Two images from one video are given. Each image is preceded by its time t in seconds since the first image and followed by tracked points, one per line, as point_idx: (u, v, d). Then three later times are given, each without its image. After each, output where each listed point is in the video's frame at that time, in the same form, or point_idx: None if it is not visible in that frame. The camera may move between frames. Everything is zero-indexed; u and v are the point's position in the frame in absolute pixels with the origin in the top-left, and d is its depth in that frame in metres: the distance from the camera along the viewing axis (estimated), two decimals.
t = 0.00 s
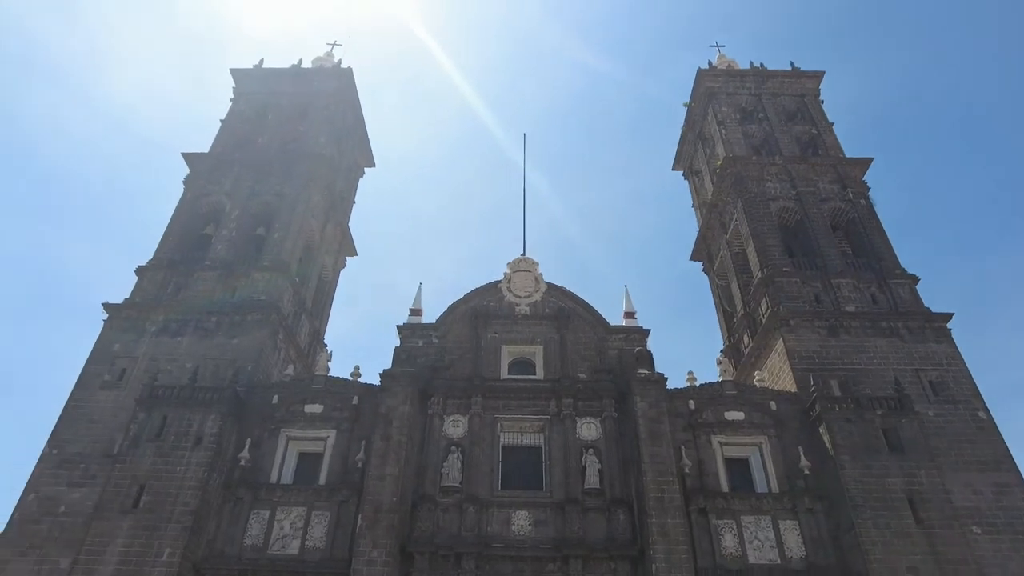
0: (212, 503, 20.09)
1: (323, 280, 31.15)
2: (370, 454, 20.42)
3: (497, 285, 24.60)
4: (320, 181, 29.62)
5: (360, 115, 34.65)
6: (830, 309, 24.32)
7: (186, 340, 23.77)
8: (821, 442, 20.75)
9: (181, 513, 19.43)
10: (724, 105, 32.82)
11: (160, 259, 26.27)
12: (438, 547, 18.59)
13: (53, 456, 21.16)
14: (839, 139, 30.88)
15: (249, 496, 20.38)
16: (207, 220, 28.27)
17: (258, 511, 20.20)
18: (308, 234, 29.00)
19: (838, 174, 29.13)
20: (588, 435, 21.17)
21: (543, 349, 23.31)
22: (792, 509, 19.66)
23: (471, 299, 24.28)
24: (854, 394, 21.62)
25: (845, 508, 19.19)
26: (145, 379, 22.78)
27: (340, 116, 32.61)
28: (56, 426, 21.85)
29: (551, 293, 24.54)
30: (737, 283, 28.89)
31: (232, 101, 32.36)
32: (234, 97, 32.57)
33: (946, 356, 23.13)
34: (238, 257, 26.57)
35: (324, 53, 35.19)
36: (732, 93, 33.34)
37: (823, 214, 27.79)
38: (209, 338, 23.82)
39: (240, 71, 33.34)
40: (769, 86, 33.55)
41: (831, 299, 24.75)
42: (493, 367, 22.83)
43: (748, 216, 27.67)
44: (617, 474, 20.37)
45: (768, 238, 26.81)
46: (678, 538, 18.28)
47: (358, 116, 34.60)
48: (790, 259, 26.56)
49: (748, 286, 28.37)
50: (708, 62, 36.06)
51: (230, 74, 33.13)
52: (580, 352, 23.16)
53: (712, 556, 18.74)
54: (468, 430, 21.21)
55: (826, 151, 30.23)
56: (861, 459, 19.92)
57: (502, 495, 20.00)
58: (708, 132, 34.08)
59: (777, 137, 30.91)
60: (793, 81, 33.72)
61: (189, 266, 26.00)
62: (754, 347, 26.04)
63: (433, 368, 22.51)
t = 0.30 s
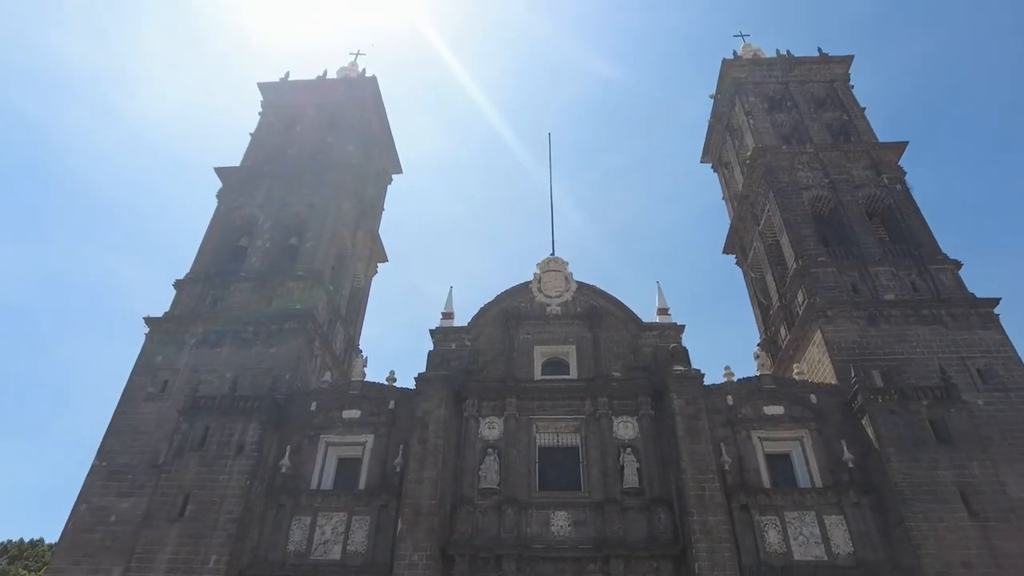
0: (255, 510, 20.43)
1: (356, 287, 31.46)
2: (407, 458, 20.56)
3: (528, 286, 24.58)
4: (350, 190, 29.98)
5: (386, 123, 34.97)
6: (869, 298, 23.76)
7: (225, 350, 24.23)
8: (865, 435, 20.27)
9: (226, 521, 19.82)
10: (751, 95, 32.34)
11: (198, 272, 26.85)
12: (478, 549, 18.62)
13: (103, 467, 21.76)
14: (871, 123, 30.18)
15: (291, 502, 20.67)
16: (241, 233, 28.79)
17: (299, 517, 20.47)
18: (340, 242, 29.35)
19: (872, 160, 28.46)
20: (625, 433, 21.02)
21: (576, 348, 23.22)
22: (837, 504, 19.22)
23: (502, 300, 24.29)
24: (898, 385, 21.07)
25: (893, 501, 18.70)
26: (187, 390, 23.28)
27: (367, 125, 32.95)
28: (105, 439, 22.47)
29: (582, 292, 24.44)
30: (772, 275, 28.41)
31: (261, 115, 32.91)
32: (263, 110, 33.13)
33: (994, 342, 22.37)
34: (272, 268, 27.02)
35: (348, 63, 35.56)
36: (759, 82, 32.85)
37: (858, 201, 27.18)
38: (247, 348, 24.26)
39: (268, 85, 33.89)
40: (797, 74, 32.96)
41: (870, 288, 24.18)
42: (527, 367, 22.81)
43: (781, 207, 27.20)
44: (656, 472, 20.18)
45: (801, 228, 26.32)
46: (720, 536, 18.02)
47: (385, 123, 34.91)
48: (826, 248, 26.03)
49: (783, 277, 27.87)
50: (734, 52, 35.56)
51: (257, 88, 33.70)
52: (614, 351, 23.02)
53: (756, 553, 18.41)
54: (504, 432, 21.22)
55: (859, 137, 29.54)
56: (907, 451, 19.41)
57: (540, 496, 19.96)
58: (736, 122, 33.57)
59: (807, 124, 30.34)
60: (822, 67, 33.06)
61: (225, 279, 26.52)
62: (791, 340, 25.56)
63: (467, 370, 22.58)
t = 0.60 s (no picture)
0: (296, 516, 20.69)
1: (386, 292, 31.68)
2: (443, 460, 20.63)
3: (556, 285, 24.49)
4: (377, 197, 30.25)
5: (410, 129, 35.20)
6: (907, 284, 23.17)
7: (260, 359, 24.60)
8: (909, 425, 19.76)
9: (268, 527, 20.12)
10: (776, 82, 31.81)
11: (232, 283, 27.31)
12: (517, 549, 18.59)
13: (147, 477, 22.26)
14: (903, 105, 29.45)
15: (330, 507, 20.88)
16: (272, 242, 29.20)
17: (339, 521, 20.66)
18: (369, 248, 29.60)
19: (905, 143, 27.76)
20: (661, 430, 20.82)
21: (607, 346, 23.07)
22: (882, 496, 18.77)
23: (531, 300, 24.23)
24: (942, 372, 20.50)
25: (941, 492, 18.19)
26: (226, 399, 23.69)
27: (391, 131, 33.21)
28: (148, 449, 22.98)
29: (612, 289, 24.28)
30: (806, 265, 27.87)
31: (287, 126, 33.33)
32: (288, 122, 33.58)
33: None
34: (304, 276, 27.37)
35: (370, 71, 35.86)
36: (784, 69, 32.30)
37: (892, 185, 26.53)
38: (282, 356, 24.60)
39: (292, 96, 34.32)
40: (823, 58, 32.32)
41: (908, 274, 23.58)
42: (559, 367, 22.72)
43: (812, 194, 26.68)
44: (693, 469, 19.95)
45: (834, 215, 25.78)
46: (762, 532, 17.73)
47: (409, 129, 35.14)
48: (860, 235, 25.45)
49: (817, 266, 27.33)
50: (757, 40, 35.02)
51: (282, 100, 34.15)
52: (646, 347, 22.84)
53: (800, 548, 18.05)
54: (538, 432, 21.16)
55: (891, 119, 28.83)
56: (954, 440, 18.87)
57: (577, 495, 19.86)
58: (762, 111, 33.04)
59: (836, 110, 29.72)
60: (849, 51, 32.37)
61: (259, 288, 26.93)
62: (828, 330, 25.05)
63: (499, 371, 22.58)
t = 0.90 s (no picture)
0: (333, 520, 20.86)
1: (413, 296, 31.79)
2: (476, 461, 20.63)
3: (583, 283, 24.34)
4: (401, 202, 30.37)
5: (432, 133, 35.31)
6: (944, 269, 22.56)
7: (293, 367, 24.87)
8: (951, 414, 19.23)
9: (305, 532, 20.32)
10: (800, 69, 31.24)
11: (262, 293, 27.66)
12: (553, 549, 18.50)
13: (187, 485, 22.65)
14: (933, 86, 28.68)
15: (366, 511, 21.00)
16: (300, 251, 29.50)
17: (375, 524, 20.77)
18: (395, 252, 29.72)
19: (937, 124, 27.03)
20: (695, 426, 20.57)
21: (637, 342, 22.86)
22: (926, 488, 18.30)
23: (558, 299, 24.10)
24: (985, 358, 19.91)
25: (987, 482, 17.67)
26: (261, 407, 23.99)
27: (413, 137, 33.34)
28: (188, 458, 23.38)
29: (639, 285, 24.07)
30: (837, 253, 27.32)
31: (310, 136, 33.67)
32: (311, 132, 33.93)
33: None
34: (332, 283, 27.60)
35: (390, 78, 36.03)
36: (807, 55, 31.73)
37: (925, 167, 25.86)
38: (314, 363, 24.83)
39: (314, 106, 34.64)
40: (848, 42, 31.65)
41: (945, 258, 22.95)
42: (589, 365, 22.58)
43: (841, 181, 26.14)
44: (729, 464, 19.67)
45: (865, 202, 25.23)
46: (802, 526, 17.39)
47: (430, 134, 35.24)
48: (893, 220, 24.85)
49: (849, 254, 26.77)
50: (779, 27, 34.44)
51: (305, 111, 34.49)
52: (677, 343, 22.59)
53: (842, 543, 17.66)
54: (570, 431, 21.05)
55: (921, 101, 28.09)
56: (1000, 428, 18.29)
57: (612, 494, 19.72)
58: (786, 99, 32.49)
59: (863, 93, 29.09)
60: (874, 33, 31.63)
61: (289, 297, 27.24)
62: (863, 319, 24.50)
63: (528, 371, 22.51)
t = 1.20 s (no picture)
0: (362, 524, 20.95)
1: (435, 299, 31.84)
2: (503, 462, 20.59)
3: (605, 281, 24.18)
4: (421, 205, 30.44)
5: (450, 136, 35.36)
6: (976, 256, 22.05)
7: (319, 373, 25.05)
8: (988, 404, 18.78)
9: (336, 536, 20.44)
10: (820, 57, 30.76)
11: (287, 300, 27.89)
12: (582, 549, 18.40)
13: (219, 492, 22.91)
14: (958, 69, 28.06)
15: (395, 513, 21.05)
16: (323, 258, 29.71)
17: (405, 527, 20.81)
18: (416, 255, 29.80)
19: (964, 108, 26.43)
20: (723, 422, 20.33)
21: (661, 339, 22.65)
22: (963, 481, 17.88)
23: (580, 298, 23.95)
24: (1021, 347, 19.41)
25: None
26: (288, 413, 24.19)
27: (431, 140, 33.40)
28: (219, 465, 23.65)
29: (662, 282, 23.86)
30: (864, 243, 26.84)
31: (329, 143, 33.91)
32: (330, 139, 34.16)
33: None
34: (356, 288, 27.76)
35: (407, 82, 36.16)
36: (827, 42, 31.23)
37: (952, 153, 25.29)
38: (339, 368, 24.98)
39: (333, 114, 34.87)
40: (868, 28, 31.10)
41: (976, 245, 22.43)
42: (613, 364, 22.42)
43: (865, 170, 25.68)
44: (759, 460, 19.41)
45: (891, 190, 24.75)
46: (835, 522, 17.09)
47: (448, 137, 35.28)
48: (920, 208, 24.35)
49: (876, 244, 26.29)
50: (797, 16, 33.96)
51: (323, 119, 34.73)
52: (702, 339, 22.35)
53: (878, 538, 17.31)
54: (596, 431, 20.91)
55: (946, 84, 27.51)
56: None
57: (641, 493, 19.56)
58: (806, 88, 32.02)
59: (885, 80, 28.57)
60: (896, 18, 31.04)
61: (313, 303, 27.44)
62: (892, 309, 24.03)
63: (553, 371, 22.42)
